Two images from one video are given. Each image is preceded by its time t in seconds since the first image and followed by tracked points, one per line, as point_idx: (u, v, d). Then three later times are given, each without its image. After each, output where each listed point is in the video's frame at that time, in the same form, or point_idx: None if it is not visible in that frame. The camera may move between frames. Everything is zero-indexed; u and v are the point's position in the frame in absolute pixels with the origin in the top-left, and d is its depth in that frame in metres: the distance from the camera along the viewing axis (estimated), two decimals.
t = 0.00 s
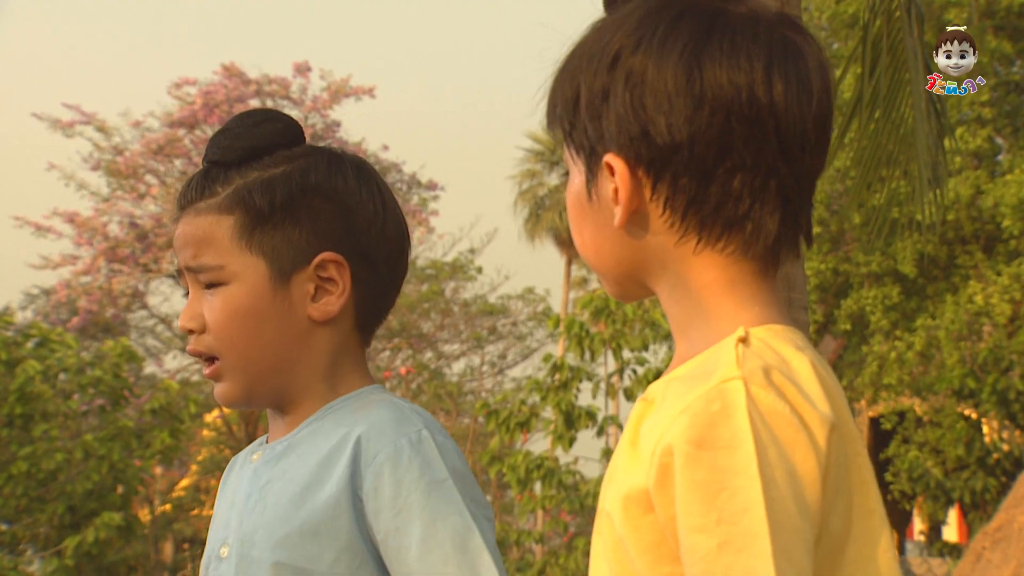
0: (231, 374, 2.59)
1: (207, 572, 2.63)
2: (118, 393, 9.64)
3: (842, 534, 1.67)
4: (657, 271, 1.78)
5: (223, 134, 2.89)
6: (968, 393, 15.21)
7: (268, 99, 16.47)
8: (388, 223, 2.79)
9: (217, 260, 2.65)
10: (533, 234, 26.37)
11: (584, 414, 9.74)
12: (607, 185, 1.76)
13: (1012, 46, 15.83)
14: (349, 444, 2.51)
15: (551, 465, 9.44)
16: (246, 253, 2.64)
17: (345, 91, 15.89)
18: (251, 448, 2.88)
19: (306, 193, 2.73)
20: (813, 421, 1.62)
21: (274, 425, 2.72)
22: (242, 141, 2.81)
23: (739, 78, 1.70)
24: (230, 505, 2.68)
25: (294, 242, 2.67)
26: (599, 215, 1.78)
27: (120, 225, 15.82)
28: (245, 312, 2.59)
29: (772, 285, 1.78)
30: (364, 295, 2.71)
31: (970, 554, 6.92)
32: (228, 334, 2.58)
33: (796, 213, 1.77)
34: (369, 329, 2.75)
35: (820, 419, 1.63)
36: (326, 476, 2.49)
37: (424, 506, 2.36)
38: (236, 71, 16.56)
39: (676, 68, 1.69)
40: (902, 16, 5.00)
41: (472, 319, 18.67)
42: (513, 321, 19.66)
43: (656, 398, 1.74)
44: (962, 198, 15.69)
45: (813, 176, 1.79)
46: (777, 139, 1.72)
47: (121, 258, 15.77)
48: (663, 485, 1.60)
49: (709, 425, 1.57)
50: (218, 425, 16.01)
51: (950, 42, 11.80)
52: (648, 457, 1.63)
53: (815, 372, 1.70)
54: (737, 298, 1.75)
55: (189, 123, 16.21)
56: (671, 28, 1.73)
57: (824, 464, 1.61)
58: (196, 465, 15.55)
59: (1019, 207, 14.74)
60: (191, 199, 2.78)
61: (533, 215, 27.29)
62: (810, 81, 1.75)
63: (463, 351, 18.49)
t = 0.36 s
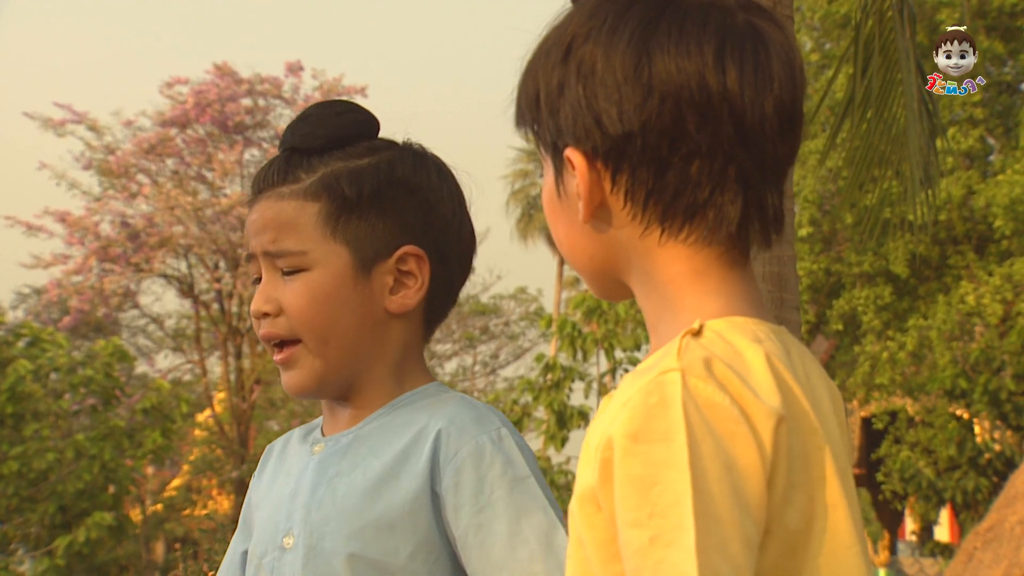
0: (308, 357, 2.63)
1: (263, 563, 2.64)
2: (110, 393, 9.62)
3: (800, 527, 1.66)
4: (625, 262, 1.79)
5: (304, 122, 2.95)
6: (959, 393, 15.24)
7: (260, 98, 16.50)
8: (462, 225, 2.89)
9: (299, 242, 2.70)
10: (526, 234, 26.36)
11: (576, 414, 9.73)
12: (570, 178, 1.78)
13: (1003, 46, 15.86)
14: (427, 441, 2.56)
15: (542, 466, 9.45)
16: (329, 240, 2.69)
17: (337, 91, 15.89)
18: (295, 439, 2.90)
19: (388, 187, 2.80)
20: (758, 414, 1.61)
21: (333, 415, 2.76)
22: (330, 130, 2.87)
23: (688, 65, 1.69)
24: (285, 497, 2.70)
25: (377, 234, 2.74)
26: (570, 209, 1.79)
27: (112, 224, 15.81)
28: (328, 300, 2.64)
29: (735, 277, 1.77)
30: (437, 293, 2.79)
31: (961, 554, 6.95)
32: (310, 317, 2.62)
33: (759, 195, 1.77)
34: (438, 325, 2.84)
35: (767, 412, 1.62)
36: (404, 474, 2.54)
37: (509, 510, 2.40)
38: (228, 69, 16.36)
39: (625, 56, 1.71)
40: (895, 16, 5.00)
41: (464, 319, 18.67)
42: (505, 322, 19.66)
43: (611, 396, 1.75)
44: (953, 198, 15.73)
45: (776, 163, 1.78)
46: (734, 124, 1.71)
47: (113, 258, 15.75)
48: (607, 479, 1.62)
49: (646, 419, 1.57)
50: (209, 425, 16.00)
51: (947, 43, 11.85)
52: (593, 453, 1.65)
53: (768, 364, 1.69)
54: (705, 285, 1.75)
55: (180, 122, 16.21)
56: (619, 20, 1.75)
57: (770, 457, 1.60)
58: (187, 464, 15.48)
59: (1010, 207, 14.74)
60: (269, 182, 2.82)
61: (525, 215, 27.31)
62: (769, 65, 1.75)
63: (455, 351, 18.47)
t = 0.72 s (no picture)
0: (347, 371, 2.66)
1: None
2: (103, 395, 9.58)
3: (774, 532, 1.66)
4: (612, 264, 1.80)
5: (321, 122, 2.93)
6: (955, 394, 15.21)
7: (254, 99, 16.48)
8: (497, 215, 2.90)
9: (332, 254, 2.71)
10: (521, 235, 26.32)
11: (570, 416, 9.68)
12: (553, 178, 1.80)
13: (998, 47, 15.86)
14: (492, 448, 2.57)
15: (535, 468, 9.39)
16: (361, 250, 2.71)
17: (331, 91, 15.85)
18: (344, 443, 2.92)
19: (416, 187, 2.80)
20: (727, 417, 1.60)
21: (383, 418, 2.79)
22: (350, 132, 2.86)
23: (666, 59, 1.71)
24: (343, 506, 2.73)
25: (412, 240, 2.75)
26: (557, 211, 1.81)
27: (105, 225, 15.79)
28: (365, 312, 2.66)
29: (723, 276, 1.77)
30: (477, 290, 2.80)
31: (957, 556, 6.94)
32: (346, 332, 2.65)
33: (744, 189, 1.77)
34: (480, 319, 2.85)
35: (736, 413, 1.61)
36: (471, 484, 2.55)
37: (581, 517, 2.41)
38: (222, 71, 16.45)
39: (602, 53, 1.74)
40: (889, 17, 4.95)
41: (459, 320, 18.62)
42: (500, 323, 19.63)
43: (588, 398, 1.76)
44: (949, 199, 15.71)
45: (761, 157, 1.79)
46: (715, 118, 1.73)
47: (106, 259, 15.72)
48: (574, 480, 1.64)
49: (608, 421, 1.58)
50: (203, 426, 15.95)
51: (945, 44, 11.80)
52: (563, 455, 1.66)
53: (744, 366, 1.69)
54: (695, 284, 1.76)
55: (174, 123, 16.25)
56: (599, 16, 1.78)
57: (738, 462, 1.59)
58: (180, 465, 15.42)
59: (1006, 208, 14.72)
60: (294, 192, 2.83)
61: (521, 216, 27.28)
62: (750, 60, 1.77)
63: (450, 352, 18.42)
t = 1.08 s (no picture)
0: (255, 391, 2.60)
1: None
2: (104, 394, 9.56)
3: (774, 535, 1.65)
4: (609, 261, 1.78)
5: (191, 142, 2.81)
6: (957, 393, 15.20)
7: (255, 98, 16.46)
8: (382, 212, 2.85)
9: (226, 277, 2.63)
10: (522, 234, 26.30)
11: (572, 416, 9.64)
12: (553, 176, 1.78)
13: (1001, 46, 15.84)
14: (406, 449, 2.55)
15: (537, 466, 9.36)
16: (257, 267, 2.63)
17: (332, 90, 15.83)
18: (250, 447, 2.87)
19: (302, 196, 2.73)
20: (729, 419, 1.59)
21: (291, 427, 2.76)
22: (218, 150, 2.75)
23: (674, 56, 1.70)
24: (255, 513, 2.68)
25: (304, 250, 2.68)
26: (558, 208, 1.80)
27: (106, 224, 15.78)
28: (263, 330, 2.60)
29: (722, 273, 1.76)
30: (371, 295, 2.77)
31: (959, 556, 6.92)
32: (249, 353, 2.58)
33: (751, 186, 1.77)
34: (375, 320, 2.82)
35: (736, 414, 1.60)
36: (385, 485, 2.53)
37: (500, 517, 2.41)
38: (223, 69, 16.43)
39: (608, 49, 1.72)
40: (892, 15, 4.94)
41: (460, 319, 18.60)
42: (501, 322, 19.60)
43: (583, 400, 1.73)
44: (951, 198, 15.69)
45: (766, 153, 1.78)
46: (722, 115, 1.72)
47: (107, 258, 15.70)
48: (574, 481, 1.62)
49: (610, 422, 1.57)
50: (205, 426, 15.96)
51: (946, 44, 11.80)
52: (563, 456, 1.64)
53: (746, 365, 1.68)
54: (693, 283, 1.75)
55: (175, 122, 16.21)
56: (603, 14, 1.76)
57: (739, 462, 1.59)
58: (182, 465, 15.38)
59: (1008, 207, 14.70)
60: (175, 217, 2.72)
61: (521, 216, 27.26)
62: (757, 55, 1.75)
63: (451, 351, 18.37)
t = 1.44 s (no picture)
0: (323, 376, 2.50)
1: None
2: (106, 391, 9.55)
3: (787, 537, 1.64)
4: (625, 259, 1.76)
5: (274, 107, 2.69)
6: (962, 391, 15.12)
7: (257, 94, 16.42)
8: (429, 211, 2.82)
9: (322, 253, 2.52)
10: (525, 231, 26.29)
11: (576, 413, 9.59)
12: (566, 172, 1.76)
13: (1006, 41, 15.81)
14: (442, 437, 2.51)
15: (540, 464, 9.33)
16: (346, 245, 2.54)
17: (335, 87, 15.78)
18: (275, 440, 2.82)
19: (386, 184, 2.64)
20: (744, 420, 1.58)
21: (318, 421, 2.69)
22: (309, 125, 2.65)
23: (685, 52, 1.67)
24: (284, 505, 2.62)
25: (381, 239, 2.60)
26: (568, 206, 1.77)
27: (108, 221, 15.74)
28: (348, 312, 2.51)
29: (735, 271, 1.74)
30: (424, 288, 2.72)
31: (964, 553, 6.89)
32: (331, 333, 2.49)
33: (764, 183, 1.74)
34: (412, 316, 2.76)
35: (753, 415, 1.59)
36: (421, 476, 2.49)
37: (532, 511, 2.38)
38: (225, 66, 16.38)
39: (620, 46, 1.69)
40: (898, 12, 4.91)
41: (464, 316, 18.56)
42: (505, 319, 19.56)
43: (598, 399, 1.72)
44: (956, 194, 15.65)
45: (780, 148, 1.75)
46: (734, 112, 1.69)
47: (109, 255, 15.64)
48: (588, 482, 1.61)
49: (625, 424, 1.56)
50: (208, 424, 15.98)
51: (948, 42, 11.79)
52: (574, 456, 1.64)
53: (760, 365, 1.66)
54: (707, 279, 1.72)
55: (177, 118, 16.18)
56: (614, 7, 1.72)
57: (754, 464, 1.58)
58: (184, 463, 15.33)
59: (1014, 204, 14.65)
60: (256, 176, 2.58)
61: (524, 212, 27.23)
62: (769, 49, 1.72)
63: (454, 348, 18.34)
